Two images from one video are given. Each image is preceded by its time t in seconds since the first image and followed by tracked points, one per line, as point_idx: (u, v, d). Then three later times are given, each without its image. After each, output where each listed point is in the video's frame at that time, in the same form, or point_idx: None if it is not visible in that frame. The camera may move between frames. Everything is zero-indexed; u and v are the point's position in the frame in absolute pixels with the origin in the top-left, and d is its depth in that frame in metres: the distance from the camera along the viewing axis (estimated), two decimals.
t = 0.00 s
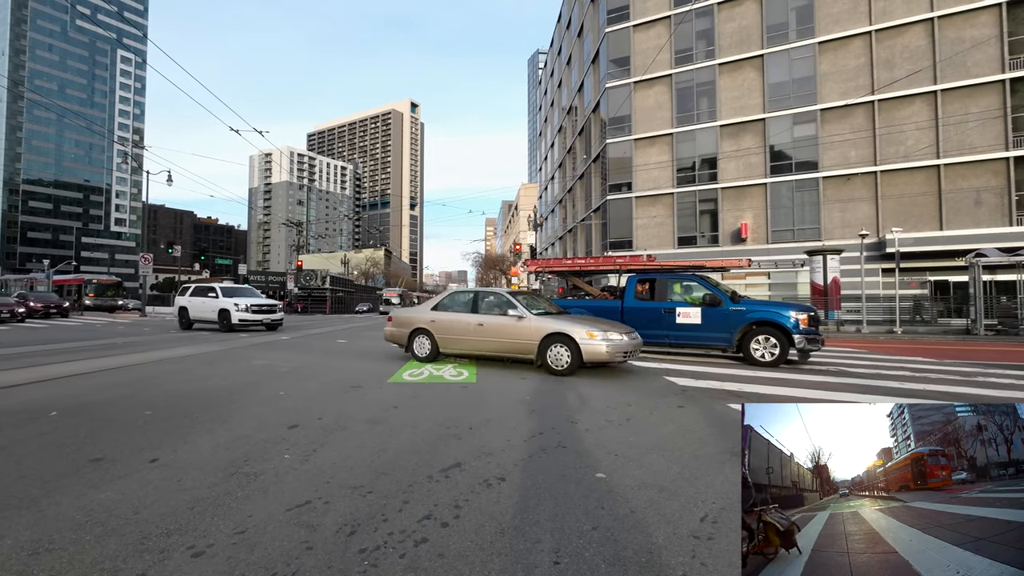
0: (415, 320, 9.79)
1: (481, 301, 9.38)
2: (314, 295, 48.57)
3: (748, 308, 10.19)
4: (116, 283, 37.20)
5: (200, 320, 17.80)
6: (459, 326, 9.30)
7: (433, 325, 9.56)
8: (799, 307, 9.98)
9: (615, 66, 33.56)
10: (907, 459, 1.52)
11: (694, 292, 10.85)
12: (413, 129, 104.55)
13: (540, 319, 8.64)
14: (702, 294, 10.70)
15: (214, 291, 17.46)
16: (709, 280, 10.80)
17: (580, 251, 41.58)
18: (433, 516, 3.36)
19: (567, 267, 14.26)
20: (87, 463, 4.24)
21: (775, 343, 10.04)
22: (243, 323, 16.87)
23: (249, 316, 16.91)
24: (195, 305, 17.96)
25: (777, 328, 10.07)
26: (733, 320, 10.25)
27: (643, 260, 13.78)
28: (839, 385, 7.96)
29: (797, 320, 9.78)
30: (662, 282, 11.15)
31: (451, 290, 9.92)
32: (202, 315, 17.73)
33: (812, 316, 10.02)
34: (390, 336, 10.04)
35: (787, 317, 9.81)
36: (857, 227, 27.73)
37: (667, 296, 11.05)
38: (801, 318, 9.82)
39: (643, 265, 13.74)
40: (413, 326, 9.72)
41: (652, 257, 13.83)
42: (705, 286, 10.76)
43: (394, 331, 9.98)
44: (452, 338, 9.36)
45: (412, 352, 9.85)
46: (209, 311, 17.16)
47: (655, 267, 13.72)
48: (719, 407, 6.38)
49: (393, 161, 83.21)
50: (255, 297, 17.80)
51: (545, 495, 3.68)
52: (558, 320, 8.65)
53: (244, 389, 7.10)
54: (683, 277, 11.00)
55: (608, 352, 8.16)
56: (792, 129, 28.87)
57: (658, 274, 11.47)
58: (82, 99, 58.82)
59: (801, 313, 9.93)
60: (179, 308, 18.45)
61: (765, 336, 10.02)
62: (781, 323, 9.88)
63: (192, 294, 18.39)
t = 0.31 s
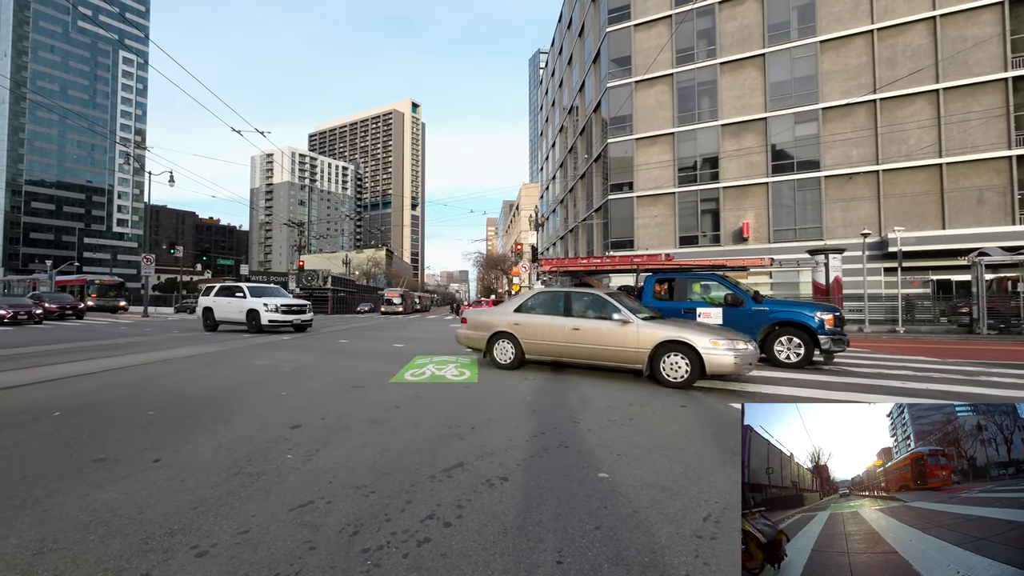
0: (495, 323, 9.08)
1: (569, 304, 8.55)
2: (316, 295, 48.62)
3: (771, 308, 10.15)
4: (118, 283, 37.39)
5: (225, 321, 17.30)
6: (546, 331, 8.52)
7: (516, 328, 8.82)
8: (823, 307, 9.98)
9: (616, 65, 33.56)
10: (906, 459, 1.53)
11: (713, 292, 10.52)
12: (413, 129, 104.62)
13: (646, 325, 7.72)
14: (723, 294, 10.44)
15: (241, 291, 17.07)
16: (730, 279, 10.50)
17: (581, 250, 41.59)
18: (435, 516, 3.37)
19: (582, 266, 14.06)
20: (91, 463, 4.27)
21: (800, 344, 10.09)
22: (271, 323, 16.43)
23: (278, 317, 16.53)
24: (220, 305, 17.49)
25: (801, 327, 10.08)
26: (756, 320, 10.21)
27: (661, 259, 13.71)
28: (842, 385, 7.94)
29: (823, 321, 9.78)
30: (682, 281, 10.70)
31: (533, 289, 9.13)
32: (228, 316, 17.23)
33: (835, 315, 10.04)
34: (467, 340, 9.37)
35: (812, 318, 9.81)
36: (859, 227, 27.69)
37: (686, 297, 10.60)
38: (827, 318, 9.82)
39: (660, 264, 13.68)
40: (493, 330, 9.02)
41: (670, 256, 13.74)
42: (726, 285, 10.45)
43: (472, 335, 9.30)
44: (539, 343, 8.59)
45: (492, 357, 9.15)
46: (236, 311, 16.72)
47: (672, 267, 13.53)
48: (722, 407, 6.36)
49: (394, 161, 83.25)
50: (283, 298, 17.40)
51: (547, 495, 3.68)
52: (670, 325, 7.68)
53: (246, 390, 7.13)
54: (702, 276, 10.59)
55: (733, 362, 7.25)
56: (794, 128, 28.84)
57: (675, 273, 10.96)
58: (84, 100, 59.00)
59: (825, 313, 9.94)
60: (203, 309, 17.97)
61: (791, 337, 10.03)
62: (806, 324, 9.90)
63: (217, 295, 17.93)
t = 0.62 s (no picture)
0: (578, 327, 8.36)
1: (666, 305, 7.82)
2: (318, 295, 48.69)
3: (793, 308, 10.00)
4: (122, 283, 37.60)
5: (251, 322, 16.84)
6: (642, 335, 7.78)
7: (605, 333, 8.09)
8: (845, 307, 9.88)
9: (618, 65, 33.55)
10: (906, 459, 1.54)
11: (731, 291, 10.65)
12: (415, 129, 104.84)
13: (764, 330, 6.99)
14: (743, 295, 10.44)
15: (267, 291, 16.66)
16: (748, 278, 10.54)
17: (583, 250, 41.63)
18: (439, 515, 3.39)
19: (599, 266, 14.41)
20: (96, 462, 4.30)
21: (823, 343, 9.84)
22: (299, 324, 15.94)
23: (306, 318, 16.08)
24: (245, 305, 17.03)
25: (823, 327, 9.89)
26: (778, 319, 10.04)
27: (678, 259, 13.69)
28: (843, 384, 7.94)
29: (846, 320, 9.59)
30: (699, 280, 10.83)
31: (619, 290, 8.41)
32: (252, 316, 16.83)
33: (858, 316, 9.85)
34: (546, 345, 8.65)
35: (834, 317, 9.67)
36: (862, 226, 27.65)
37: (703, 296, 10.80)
38: (849, 317, 9.63)
39: (678, 264, 13.63)
40: (577, 335, 8.30)
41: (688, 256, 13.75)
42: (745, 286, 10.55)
43: (552, 340, 8.59)
44: (633, 350, 7.86)
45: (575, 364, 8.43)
46: (262, 312, 16.32)
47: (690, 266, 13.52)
48: (724, 406, 6.37)
49: (396, 161, 83.38)
50: (309, 297, 16.97)
51: (550, 495, 3.70)
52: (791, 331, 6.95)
53: (250, 389, 7.17)
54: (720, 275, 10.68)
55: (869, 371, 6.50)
56: (796, 127, 28.81)
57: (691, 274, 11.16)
58: (88, 100, 59.23)
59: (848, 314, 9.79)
60: (227, 310, 17.54)
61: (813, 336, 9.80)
62: (828, 322, 9.73)
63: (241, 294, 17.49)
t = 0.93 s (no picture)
0: (671, 332, 7.55)
1: (774, 306, 7.04)
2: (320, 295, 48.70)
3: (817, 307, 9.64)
4: (125, 284, 37.75)
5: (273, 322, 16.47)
6: (749, 341, 6.99)
7: (704, 338, 7.29)
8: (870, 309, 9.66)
9: (619, 64, 33.52)
10: (905, 459, 1.54)
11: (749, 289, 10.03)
12: (417, 128, 104.96)
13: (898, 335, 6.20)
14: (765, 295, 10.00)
15: (290, 291, 16.31)
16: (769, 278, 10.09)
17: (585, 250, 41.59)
18: (442, 516, 3.40)
19: (612, 265, 13.82)
20: (100, 463, 4.31)
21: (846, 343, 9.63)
22: (325, 325, 15.67)
23: (332, 318, 15.78)
24: (267, 305, 16.65)
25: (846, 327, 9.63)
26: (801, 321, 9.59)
27: (695, 257, 13.01)
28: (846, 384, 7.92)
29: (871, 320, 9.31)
30: (717, 279, 10.32)
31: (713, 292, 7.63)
32: (274, 317, 16.42)
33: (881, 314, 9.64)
34: (631, 353, 7.76)
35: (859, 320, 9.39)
36: (865, 225, 27.61)
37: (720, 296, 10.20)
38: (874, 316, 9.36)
39: (694, 262, 12.95)
40: (671, 340, 7.47)
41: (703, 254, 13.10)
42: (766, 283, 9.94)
43: (638, 346, 7.72)
44: (737, 357, 7.07)
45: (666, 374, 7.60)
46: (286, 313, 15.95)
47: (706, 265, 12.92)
48: (726, 406, 6.36)
49: (398, 161, 83.44)
50: (333, 297, 16.65)
51: (553, 495, 3.71)
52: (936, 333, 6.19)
53: (252, 389, 7.18)
54: (740, 274, 10.21)
55: None
56: (799, 126, 28.74)
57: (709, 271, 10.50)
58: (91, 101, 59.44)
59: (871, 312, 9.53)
60: (247, 310, 17.13)
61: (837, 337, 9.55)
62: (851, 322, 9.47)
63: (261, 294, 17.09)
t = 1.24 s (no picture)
0: (785, 337, 6.88)
1: (906, 308, 6.44)
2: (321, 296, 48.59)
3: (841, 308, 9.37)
4: (128, 284, 37.88)
5: (298, 322, 16.14)
6: (882, 347, 6.35)
7: (825, 343, 6.64)
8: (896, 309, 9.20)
9: (621, 63, 33.49)
10: (906, 459, 1.54)
11: (771, 289, 9.88)
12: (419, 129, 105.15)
13: None
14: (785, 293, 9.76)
15: (315, 289, 15.98)
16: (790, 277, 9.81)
17: (586, 250, 41.51)
18: (444, 515, 3.41)
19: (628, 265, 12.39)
20: (102, 463, 4.33)
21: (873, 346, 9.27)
22: (353, 325, 15.41)
23: (359, 318, 15.54)
24: (290, 305, 16.27)
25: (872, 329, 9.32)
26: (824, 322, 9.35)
27: (712, 256, 11.87)
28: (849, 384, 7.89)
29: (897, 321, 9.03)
30: (735, 279, 10.10)
31: (827, 291, 7.01)
32: (298, 316, 16.09)
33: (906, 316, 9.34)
34: (736, 360, 7.17)
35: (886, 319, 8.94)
36: (867, 224, 27.60)
37: (740, 295, 10.05)
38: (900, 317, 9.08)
39: (712, 261, 11.83)
40: (784, 346, 6.83)
41: (721, 253, 12.01)
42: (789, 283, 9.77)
43: (744, 353, 7.11)
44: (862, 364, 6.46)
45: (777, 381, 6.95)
46: (312, 312, 15.63)
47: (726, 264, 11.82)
48: (728, 406, 6.36)
49: (399, 161, 83.52)
50: (357, 296, 16.35)
51: (555, 495, 3.71)
52: None
53: (254, 390, 7.20)
54: (758, 274, 10.01)
55: None
56: (801, 125, 28.68)
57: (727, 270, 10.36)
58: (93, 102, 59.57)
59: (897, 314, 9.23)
60: (268, 310, 16.73)
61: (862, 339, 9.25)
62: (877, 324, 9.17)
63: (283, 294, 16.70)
